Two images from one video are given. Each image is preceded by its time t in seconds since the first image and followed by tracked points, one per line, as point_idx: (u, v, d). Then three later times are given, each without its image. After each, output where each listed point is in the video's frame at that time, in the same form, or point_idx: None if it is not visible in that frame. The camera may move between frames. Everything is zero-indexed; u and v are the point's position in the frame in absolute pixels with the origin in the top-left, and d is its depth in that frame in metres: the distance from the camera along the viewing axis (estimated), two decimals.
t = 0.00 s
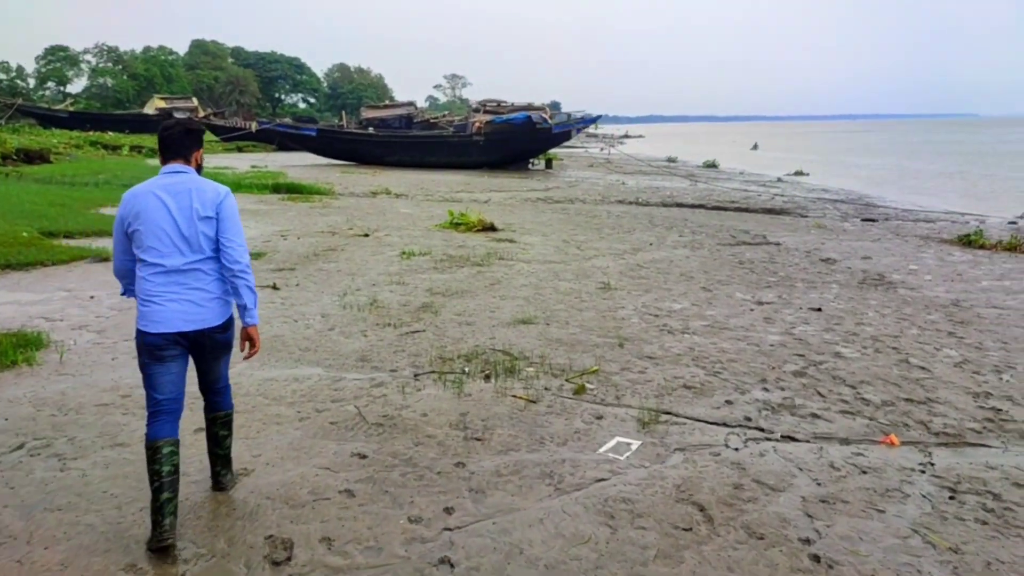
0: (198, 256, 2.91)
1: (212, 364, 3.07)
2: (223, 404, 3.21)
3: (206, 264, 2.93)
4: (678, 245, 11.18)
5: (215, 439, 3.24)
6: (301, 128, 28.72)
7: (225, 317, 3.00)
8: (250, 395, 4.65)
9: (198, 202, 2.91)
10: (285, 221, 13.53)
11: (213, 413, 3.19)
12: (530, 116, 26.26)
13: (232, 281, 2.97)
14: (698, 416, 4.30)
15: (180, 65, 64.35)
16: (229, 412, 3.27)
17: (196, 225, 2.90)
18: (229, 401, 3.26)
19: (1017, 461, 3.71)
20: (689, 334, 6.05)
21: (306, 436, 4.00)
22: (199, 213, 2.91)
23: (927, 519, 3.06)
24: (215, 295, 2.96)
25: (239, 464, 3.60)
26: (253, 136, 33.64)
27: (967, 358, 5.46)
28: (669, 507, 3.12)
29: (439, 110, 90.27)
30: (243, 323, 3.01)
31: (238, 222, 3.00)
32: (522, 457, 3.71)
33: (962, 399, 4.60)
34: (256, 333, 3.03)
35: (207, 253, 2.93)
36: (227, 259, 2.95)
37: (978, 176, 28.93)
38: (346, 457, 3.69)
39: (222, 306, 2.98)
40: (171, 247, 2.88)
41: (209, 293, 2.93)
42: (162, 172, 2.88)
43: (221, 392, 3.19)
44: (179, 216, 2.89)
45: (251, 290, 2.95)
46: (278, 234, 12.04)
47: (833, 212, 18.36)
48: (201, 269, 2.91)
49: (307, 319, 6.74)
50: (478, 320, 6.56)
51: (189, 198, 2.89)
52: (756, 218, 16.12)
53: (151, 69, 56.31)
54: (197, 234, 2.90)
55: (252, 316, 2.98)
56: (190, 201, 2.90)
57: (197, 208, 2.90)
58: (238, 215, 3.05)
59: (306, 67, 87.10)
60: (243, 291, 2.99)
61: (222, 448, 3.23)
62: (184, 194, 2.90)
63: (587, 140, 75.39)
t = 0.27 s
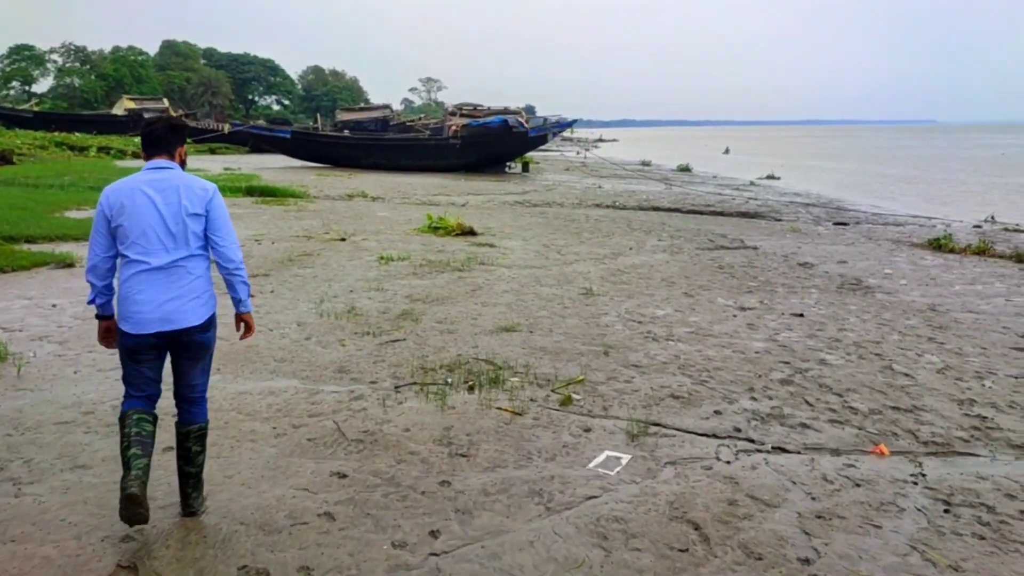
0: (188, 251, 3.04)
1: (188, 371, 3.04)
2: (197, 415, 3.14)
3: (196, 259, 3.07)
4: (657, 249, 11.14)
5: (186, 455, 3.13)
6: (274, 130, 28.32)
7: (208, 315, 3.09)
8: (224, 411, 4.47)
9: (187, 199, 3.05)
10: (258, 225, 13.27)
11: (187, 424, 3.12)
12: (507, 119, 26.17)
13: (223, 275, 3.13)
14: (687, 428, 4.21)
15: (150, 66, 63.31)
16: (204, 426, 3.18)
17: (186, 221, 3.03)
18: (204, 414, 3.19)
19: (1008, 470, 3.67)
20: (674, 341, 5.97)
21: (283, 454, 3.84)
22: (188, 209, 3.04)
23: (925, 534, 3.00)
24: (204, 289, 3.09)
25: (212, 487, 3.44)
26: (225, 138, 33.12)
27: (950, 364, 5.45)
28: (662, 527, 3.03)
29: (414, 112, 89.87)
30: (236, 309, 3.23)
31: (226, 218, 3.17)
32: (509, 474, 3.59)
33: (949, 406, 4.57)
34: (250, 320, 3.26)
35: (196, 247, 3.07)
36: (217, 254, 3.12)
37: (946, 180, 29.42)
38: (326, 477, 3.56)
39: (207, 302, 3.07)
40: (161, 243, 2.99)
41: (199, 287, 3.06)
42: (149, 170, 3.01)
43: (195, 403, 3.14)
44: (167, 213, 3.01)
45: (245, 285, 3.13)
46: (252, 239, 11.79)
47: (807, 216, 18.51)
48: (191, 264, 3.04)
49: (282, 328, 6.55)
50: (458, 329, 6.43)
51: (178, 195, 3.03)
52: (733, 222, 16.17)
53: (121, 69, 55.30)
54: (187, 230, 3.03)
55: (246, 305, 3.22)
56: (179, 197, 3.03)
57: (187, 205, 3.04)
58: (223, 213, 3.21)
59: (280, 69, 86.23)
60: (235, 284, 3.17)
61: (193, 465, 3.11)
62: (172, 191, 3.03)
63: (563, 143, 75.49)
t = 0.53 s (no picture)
0: (139, 254, 2.95)
1: (128, 375, 2.91)
2: (137, 435, 2.96)
3: (147, 261, 2.98)
4: (623, 253, 11.09)
5: (126, 479, 2.94)
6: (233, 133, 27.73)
7: (157, 317, 3.01)
8: (176, 428, 4.23)
9: (137, 200, 2.93)
10: (215, 230, 12.88)
11: (127, 446, 2.93)
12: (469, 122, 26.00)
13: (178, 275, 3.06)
14: (659, 438, 4.11)
15: (104, 67, 61.70)
16: (145, 447, 3.00)
17: (137, 223, 2.92)
18: (147, 433, 3.01)
19: (982, 476, 3.64)
20: (642, 347, 5.88)
21: (238, 474, 3.64)
22: (139, 210, 2.93)
23: (905, 546, 2.93)
24: (156, 290, 3.02)
25: (161, 513, 3.22)
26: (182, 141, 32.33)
27: (917, 367, 5.45)
28: (638, 548, 2.91)
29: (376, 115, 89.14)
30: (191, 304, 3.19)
31: (176, 218, 3.07)
32: (477, 492, 3.44)
33: (919, 411, 4.54)
34: (205, 316, 3.25)
35: (147, 249, 2.98)
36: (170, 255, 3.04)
37: (901, 182, 30.08)
38: (284, 500, 3.36)
39: (156, 304, 2.99)
40: (110, 246, 2.88)
41: (150, 289, 2.98)
42: (96, 170, 2.86)
43: (136, 419, 2.96)
44: (116, 215, 2.89)
45: (202, 284, 3.09)
46: (208, 244, 11.43)
47: (768, 218, 18.69)
48: (141, 267, 2.95)
49: (239, 338, 6.30)
50: (423, 336, 6.26)
51: (128, 196, 2.90)
52: (696, 225, 16.24)
53: (73, 70, 53.77)
54: (138, 233, 2.93)
55: (202, 303, 3.18)
56: (129, 199, 2.91)
57: (137, 207, 2.92)
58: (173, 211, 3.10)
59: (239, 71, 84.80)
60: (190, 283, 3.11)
61: (133, 490, 2.92)
62: (121, 192, 2.90)
63: (526, 146, 75.52)
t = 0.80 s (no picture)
0: (40, 270, 2.70)
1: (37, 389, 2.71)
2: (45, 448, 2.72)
3: (50, 277, 2.73)
4: (568, 256, 11.01)
5: (35, 497, 2.68)
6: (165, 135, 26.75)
7: (67, 332, 2.79)
8: (92, 449, 3.91)
9: (35, 213, 2.67)
10: (145, 235, 12.32)
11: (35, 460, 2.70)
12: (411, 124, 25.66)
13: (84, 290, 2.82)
14: (608, 448, 3.98)
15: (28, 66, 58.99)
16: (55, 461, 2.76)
17: (36, 237, 2.67)
18: (57, 447, 2.77)
19: (930, 480, 3.63)
20: (589, 352, 5.76)
21: (160, 499, 3.36)
22: (37, 224, 2.67)
23: (860, 557, 2.87)
24: (62, 306, 2.78)
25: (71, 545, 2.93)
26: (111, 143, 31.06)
27: (860, 368, 5.48)
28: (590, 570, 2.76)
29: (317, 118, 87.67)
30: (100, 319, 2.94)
31: (81, 229, 2.81)
32: (419, 511, 3.25)
33: (865, 413, 4.54)
34: (118, 331, 2.99)
35: (49, 264, 2.73)
36: (75, 269, 2.79)
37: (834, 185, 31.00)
38: (211, 526, 3.11)
39: (64, 321, 2.76)
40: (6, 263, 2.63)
41: (55, 306, 2.74)
42: None
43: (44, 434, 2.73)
44: (12, 229, 2.63)
45: (111, 298, 2.84)
46: (137, 251, 10.91)
47: (709, 220, 18.96)
48: (44, 283, 2.70)
49: (166, 350, 5.94)
50: (362, 345, 6.01)
51: (23, 209, 2.64)
52: (639, 227, 16.33)
53: None
54: (38, 248, 2.68)
55: (112, 317, 2.94)
56: (26, 212, 2.65)
57: (35, 219, 2.66)
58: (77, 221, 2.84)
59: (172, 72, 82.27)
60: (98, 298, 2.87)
61: (43, 507, 2.66)
62: (16, 205, 2.64)
63: (469, 149, 75.45)
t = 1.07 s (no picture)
0: None
1: None
2: None
3: None
4: (494, 258, 10.84)
5: None
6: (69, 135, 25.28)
7: None
8: None
9: None
10: (44, 242, 11.50)
11: None
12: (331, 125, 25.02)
13: None
14: (536, 461, 3.82)
15: None
16: None
17: None
18: None
19: (859, 485, 3.61)
20: (516, 360, 5.60)
21: (46, 535, 3.01)
22: None
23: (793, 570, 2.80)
24: None
25: None
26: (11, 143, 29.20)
27: (786, 370, 5.49)
28: None
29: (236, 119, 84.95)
30: None
31: None
32: (336, 539, 3.02)
33: (793, 418, 4.52)
34: None
35: None
36: None
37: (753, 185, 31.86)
38: (104, 566, 2.80)
39: None
40: None
41: None
42: None
43: None
44: None
45: None
46: (34, 259, 10.16)
47: (634, 220, 19.13)
48: None
49: (59, 367, 5.46)
50: (278, 358, 5.68)
51: None
52: (567, 228, 16.31)
53: None
54: None
55: None
56: None
57: None
58: None
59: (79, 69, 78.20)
60: None
61: None
62: None
63: (395, 151, 74.54)
